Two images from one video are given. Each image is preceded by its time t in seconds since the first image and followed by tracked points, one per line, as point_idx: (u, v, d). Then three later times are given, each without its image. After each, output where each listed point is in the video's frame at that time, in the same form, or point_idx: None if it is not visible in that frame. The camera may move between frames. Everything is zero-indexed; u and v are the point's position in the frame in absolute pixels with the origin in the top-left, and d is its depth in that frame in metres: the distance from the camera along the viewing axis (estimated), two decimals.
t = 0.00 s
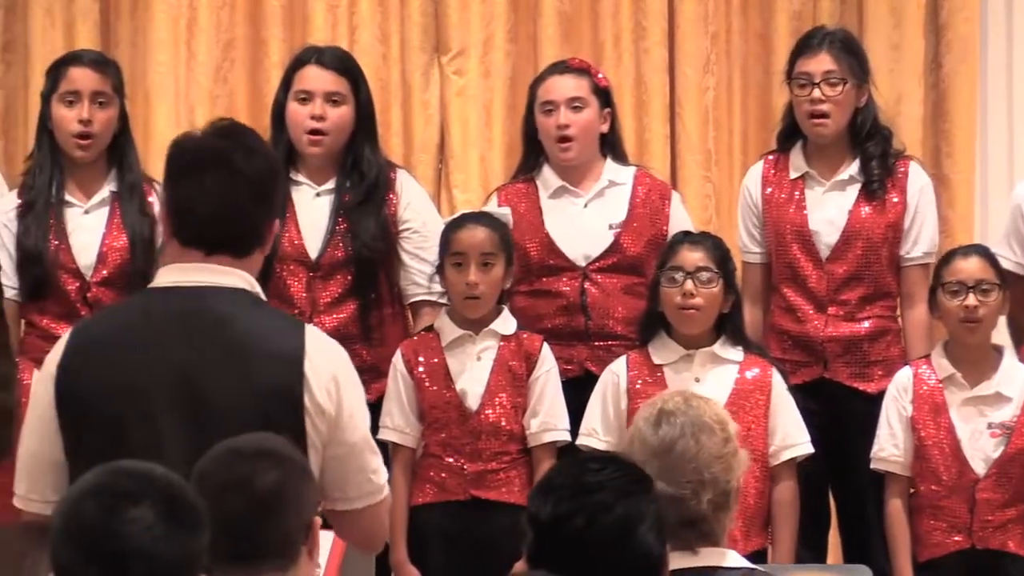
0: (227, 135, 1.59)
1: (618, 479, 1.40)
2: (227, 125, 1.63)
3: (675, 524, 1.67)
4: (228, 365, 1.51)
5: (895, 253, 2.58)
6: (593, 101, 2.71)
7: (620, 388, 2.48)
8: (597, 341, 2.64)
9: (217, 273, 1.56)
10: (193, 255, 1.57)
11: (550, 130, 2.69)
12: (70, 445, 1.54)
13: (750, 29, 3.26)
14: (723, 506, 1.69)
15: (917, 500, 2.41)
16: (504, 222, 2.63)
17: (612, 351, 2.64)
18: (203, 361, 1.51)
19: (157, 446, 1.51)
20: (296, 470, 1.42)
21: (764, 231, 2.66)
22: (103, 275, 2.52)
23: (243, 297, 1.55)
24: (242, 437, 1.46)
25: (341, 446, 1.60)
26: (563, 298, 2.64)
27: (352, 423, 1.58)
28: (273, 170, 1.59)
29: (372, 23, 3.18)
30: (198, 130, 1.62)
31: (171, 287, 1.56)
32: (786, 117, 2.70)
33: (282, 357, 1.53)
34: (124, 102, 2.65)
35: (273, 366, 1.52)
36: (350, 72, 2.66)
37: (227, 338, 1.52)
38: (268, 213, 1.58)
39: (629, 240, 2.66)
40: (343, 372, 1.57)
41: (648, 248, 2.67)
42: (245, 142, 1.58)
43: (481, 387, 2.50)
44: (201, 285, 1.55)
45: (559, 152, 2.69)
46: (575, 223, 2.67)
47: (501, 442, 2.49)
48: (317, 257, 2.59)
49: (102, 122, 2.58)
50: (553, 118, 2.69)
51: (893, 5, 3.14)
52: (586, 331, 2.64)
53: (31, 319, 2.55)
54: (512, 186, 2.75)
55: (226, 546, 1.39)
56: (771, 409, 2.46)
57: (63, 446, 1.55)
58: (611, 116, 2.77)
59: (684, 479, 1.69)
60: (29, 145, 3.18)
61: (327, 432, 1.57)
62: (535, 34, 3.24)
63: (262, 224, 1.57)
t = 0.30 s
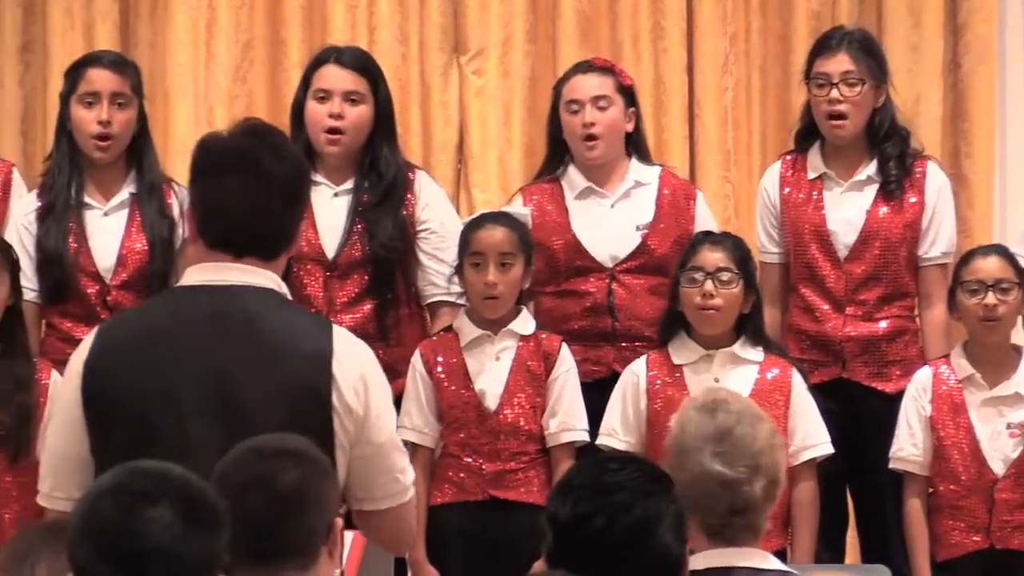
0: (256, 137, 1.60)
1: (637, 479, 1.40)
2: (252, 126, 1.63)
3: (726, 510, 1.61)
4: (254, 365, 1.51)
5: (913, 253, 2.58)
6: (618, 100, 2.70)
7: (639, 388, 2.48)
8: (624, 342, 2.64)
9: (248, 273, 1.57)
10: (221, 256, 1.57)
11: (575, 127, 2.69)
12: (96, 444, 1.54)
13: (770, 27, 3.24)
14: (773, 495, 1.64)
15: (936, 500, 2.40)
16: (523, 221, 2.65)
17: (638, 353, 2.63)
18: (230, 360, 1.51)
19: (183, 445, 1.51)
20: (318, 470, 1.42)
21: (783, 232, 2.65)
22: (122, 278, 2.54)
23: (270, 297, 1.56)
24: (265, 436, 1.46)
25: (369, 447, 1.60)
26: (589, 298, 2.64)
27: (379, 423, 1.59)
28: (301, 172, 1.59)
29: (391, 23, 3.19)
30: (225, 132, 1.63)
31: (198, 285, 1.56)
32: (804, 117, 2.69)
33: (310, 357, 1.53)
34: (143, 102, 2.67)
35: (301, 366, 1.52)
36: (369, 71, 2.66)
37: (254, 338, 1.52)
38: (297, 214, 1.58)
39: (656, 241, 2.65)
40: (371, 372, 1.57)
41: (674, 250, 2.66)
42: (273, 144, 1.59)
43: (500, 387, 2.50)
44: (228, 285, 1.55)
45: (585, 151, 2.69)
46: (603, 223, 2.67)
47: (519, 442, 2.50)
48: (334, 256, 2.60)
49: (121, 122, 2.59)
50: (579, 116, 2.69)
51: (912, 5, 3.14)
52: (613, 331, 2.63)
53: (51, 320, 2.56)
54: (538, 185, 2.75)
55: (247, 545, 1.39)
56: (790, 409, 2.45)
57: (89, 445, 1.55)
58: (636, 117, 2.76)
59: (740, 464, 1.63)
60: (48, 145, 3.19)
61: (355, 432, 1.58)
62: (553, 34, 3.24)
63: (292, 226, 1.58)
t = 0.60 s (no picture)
0: (277, 136, 1.60)
1: (657, 479, 1.40)
2: (274, 125, 1.64)
3: (771, 510, 1.60)
4: (276, 364, 1.52)
5: (932, 254, 2.57)
6: (651, 98, 2.70)
7: (660, 387, 2.48)
8: (647, 348, 2.64)
9: (269, 274, 1.57)
10: (241, 253, 1.58)
11: (607, 125, 2.69)
12: (118, 441, 1.56)
13: (789, 28, 3.24)
14: (815, 496, 1.63)
15: (955, 500, 2.40)
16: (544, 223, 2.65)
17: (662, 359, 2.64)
18: (253, 360, 1.52)
19: (206, 444, 1.52)
20: (339, 470, 1.43)
21: (802, 233, 2.65)
22: (144, 279, 2.56)
23: (292, 297, 1.57)
24: (287, 436, 1.47)
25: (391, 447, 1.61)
26: (613, 302, 2.63)
27: (402, 423, 1.60)
28: (322, 170, 1.60)
29: (411, 22, 3.20)
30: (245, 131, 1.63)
31: (220, 285, 1.57)
32: (824, 117, 2.69)
33: (333, 358, 1.54)
34: (163, 101, 2.68)
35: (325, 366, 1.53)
36: (388, 71, 2.67)
37: (276, 337, 1.53)
38: (317, 213, 1.59)
39: (683, 248, 2.65)
40: (395, 373, 1.58)
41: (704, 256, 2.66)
42: (294, 143, 1.59)
43: (520, 387, 2.51)
44: (250, 285, 1.56)
45: (617, 148, 2.68)
46: (631, 227, 2.67)
47: (540, 442, 2.50)
48: (356, 256, 2.61)
49: (142, 120, 2.61)
50: (610, 115, 2.69)
51: (931, 5, 3.13)
52: (636, 337, 2.64)
53: (72, 320, 2.58)
54: (569, 184, 2.75)
55: (268, 545, 1.40)
56: (811, 410, 2.45)
57: (112, 443, 1.57)
58: (668, 118, 2.77)
59: (788, 465, 1.62)
60: (68, 144, 3.21)
61: (378, 432, 1.58)
62: (573, 34, 3.24)
63: (314, 224, 1.59)
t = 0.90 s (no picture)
0: (285, 135, 1.60)
1: (677, 479, 1.39)
2: (283, 124, 1.64)
3: (813, 512, 1.59)
4: (290, 364, 1.53)
5: (953, 254, 2.56)
6: (683, 107, 2.68)
7: (681, 386, 2.48)
8: (665, 351, 2.63)
9: (280, 275, 1.57)
10: (249, 252, 1.58)
11: (638, 132, 2.67)
12: (133, 441, 1.56)
13: (808, 29, 3.23)
14: (859, 501, 1.62)
15: (973, 500, 2.39)
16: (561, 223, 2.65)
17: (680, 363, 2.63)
18: (266, 360, 1.53)
19: (221, 444, 1.53)
20: (358, 468, 1.43)
21: (823, 233, 2.64)
22: (161, 278, 2.56)
23: (304, 297, 1.57)
24: (306, 436, 1.47)
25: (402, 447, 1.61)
26: (635, 303, 2.63)
27: (414, 422, 1.60)
28: (330, 169, 1.60)
29: (430, 22, 3.20)
30: (255, 131, 1.63)
31: (231, 285, 1.57)
32: (844, 117, 2.68)
33: (345, 357, 1.54)
34: (182, 102, 2.69)
35: (337, 365, 1.53)
36: (405, 72, 2.67)
37: (290, 337, 1.53)
38: (326, 211, 1.59)
39: (706, 254, 2.63)
40: (407, 372, 1.58)
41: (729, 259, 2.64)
42: (303, 142, 1.59)
43: (539, 387, 2.51)
44: (261, 285, 1.56)
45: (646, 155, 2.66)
46: (656, 231, 2.65)
47: (559, 442, 2.50)
48: (378, 257, 2.61)
49: (160, 121, 2.62)
50: (643, 123, 2.67)
51: (951, 5, 3.13)
52: (654, 340, 2.63)
53: (91, 320, 2.59)
54: (600, 182, 2.75)
55: (289, 544, 1.40)
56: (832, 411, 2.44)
57: (127, 444, 1.57)
58: (701, 122, 2.74)
59: (834, 467, 1.60)
60: (86, 144, 3.22)
61: (390, 431, 1.59)
62: (592, 34, 3.23)
63: (322, 222, 1.59)
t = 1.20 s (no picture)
0: (284, 133, 1.61)
1: (697, 479, 1.40)
2: (283, 123, 1.65)
3: (841, 511, 1.58)
4: (298, 365, 1.53)
5: (973, 254, 2.55)
6: (716, 109, 2.68)
7: (701, 386, 2.48)
8: (695, 349, 2.63)
9: (285, 275, 1.58)
10: (252, 250, 1.59)
11: (671, 135, 2.67)
12: (141, 444, 1.57)
13: (828, 28, 3.23)
14: (888, 502, 1.61)
15: (993, 501, 2.38)
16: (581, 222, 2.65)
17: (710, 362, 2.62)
18: (273, 361, 1.53)
19: (228, 446, 1.53)
20: (377, 468, 1.44)
21: (843, 233, 2.63)
22: (180, 277, 2.57)
23: (308, 296, 1.58)
24: (324, 437, 1.48)
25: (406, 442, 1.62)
26: (667, 301, 2.63)
27: (418, 418, 1.60)
28: (329, 167, 1.60)
29: (449, 22, 3.20)
30: (254, 130, 1.64)
31: (237, 287, 1.58)
32: (864, 117, 2.68)
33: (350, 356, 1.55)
34: (202, 103, 2.70)
35: (343, 364, 1.54)
36: (424, 72, 2.68)
37: (297, 338, 1.54)
38: (325, 208, 1.59)
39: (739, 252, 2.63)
40: (411, 368, 1.59)
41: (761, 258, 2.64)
42: (301, 140, 1.60)
43: (558, 387, 2.51)
44: (266, 285, 1.57)
45: (680, 157, 2.66)
46: (689, 229, 2.65)
47: (578, 442, 2.50)
48: (397, 256, 2.62)
49: (181, 123, 2.63)
50: (676, 125, 2.67)
51: (970, 5, 3.12)
52: (686, 338, 2.63)
53: (110, 320, 2.60)
54: (632, 179, 2.74)
55: (309, 545, 1.40)
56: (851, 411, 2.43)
57: (135, 447, 1.58)
58: (735, 121, 2.74)
59: (863, 467, 1.60)
60: (106, 146, 3.24)
61: (395, 427, 1.59)
62: (612, 34, 3.24)
63: (322, 220, 1.59)
